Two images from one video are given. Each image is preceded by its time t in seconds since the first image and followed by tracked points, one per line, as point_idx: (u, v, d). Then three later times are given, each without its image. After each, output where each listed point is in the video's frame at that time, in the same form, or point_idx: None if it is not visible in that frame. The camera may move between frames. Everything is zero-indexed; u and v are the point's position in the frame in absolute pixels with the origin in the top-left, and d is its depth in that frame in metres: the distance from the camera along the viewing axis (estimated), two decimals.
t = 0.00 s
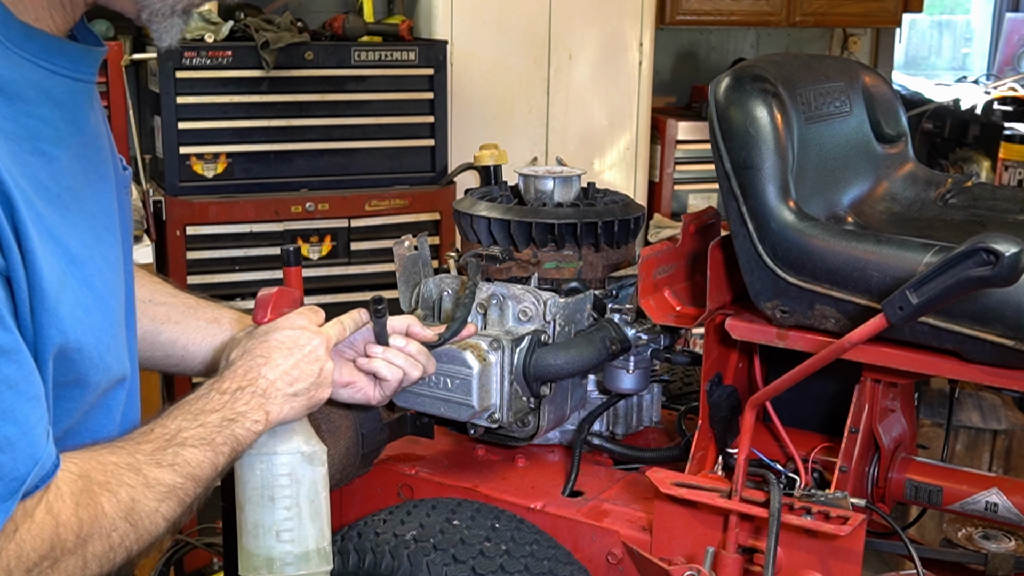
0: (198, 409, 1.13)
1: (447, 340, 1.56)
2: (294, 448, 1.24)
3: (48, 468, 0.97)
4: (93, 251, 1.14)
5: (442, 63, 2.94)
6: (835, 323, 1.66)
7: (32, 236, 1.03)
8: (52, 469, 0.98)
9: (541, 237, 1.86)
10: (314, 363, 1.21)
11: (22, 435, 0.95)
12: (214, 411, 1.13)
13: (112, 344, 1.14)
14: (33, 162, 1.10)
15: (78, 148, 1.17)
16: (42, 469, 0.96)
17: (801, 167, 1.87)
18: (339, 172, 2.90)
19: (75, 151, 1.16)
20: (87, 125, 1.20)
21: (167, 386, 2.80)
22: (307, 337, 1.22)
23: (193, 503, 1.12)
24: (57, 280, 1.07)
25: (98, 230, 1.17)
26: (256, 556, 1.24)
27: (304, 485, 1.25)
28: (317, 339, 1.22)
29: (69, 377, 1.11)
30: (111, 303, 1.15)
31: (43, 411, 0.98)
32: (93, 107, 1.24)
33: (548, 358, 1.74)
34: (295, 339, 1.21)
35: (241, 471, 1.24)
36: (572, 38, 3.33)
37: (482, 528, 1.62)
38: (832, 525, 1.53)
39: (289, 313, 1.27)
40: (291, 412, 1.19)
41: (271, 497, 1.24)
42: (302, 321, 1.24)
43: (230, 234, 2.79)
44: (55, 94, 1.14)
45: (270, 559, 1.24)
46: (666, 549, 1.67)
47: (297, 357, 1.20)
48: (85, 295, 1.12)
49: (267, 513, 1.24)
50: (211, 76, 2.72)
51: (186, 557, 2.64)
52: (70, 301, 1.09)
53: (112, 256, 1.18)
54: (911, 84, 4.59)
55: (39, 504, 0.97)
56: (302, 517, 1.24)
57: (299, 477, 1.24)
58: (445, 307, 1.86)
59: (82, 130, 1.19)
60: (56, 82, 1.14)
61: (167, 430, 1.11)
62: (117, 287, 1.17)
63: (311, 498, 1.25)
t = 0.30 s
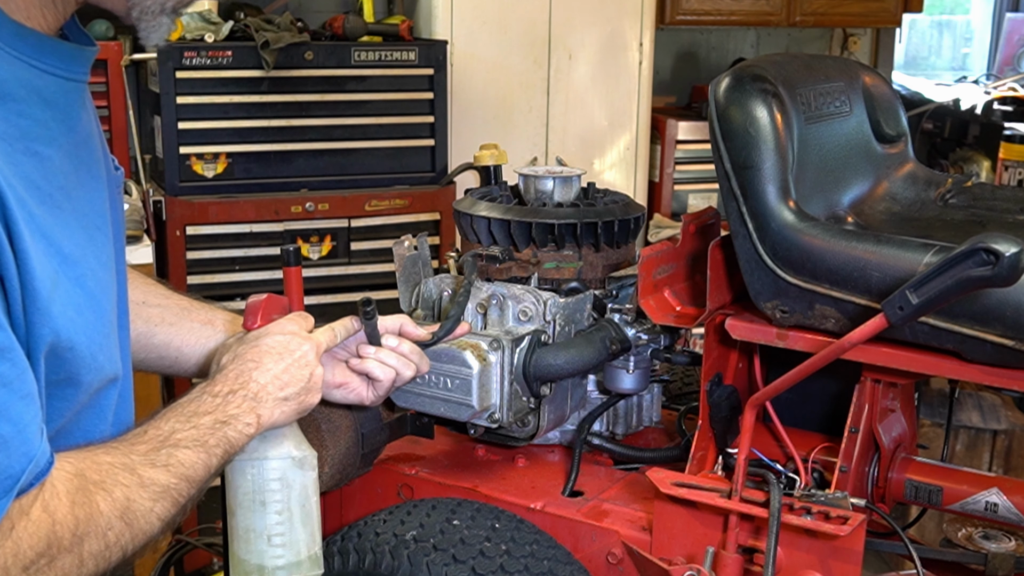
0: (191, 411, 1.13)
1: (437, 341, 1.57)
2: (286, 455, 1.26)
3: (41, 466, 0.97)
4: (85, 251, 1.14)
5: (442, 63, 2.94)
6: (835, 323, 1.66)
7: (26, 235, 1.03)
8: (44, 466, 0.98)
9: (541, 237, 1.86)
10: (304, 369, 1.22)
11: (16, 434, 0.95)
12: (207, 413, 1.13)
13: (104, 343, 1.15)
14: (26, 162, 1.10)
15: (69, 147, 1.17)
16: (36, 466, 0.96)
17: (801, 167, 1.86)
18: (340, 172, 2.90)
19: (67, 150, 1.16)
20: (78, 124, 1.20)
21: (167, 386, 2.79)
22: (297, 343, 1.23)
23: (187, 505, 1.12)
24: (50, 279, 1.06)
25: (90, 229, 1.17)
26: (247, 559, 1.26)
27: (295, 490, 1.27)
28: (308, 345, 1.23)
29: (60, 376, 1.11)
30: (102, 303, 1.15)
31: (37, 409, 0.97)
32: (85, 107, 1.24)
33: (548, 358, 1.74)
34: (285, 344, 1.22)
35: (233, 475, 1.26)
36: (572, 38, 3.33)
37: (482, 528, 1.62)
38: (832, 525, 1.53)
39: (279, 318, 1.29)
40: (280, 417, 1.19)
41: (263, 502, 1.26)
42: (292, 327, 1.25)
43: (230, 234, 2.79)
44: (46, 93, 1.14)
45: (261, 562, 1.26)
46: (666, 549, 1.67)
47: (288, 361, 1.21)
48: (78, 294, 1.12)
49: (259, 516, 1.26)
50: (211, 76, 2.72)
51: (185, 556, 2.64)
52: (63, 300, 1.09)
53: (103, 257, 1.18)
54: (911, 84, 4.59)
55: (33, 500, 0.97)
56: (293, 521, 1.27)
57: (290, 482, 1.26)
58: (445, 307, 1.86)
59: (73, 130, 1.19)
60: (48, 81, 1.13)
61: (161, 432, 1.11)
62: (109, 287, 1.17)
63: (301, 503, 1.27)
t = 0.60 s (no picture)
0: (178, 431, 1.01)
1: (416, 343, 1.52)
2: (279, 471, 1.16)
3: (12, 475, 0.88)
4: (71, 244, 1.08)
5: (442, 63, 2.94)
6: (835, 323, 1.66)
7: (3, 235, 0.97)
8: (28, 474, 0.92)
9: (541, 237, 1.86)
10: (303, 389, 1.11)
11: None
12: (195, 435, 1.02)
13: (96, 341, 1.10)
14: (8, 154, 1.04)
15: (54, 136, 1.11)
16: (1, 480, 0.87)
17: (801, 167, 1.86)
18: (340, 172, 2.90)
19: (52, 142, 1.10)
20: (66, 116, 1.15)
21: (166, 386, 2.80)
22: (298, 358, 1.12)
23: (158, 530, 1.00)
24: (30, 275, 1.01)
25: (78, 224, 1.11)
26: None
27: (285, 508, 1.17)
28: (311, 363, 1.13)
29: (53, 376, 1.07)
30: (91, 299, 1.09)
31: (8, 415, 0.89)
32: (73, 99, 1.19)
33: (548, 358, 1.74)
34: (285, 359, 1.11)
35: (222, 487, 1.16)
36: (571, 38, 3.33)
37: (482, 528, 1.62)
38: (832, 525, 1.53)
39: (289, 331, 1.14)
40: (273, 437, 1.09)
41: (250, 518, 1.16)
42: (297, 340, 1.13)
43: (230, 234, 2.79)
44: (26, 83, 1.08)
45: None
46: (666, 549, 1.67)
47: (289, 380, 1.10)
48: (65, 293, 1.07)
49: (245, 532, 1.16)
50: (211, 76, 2.72)
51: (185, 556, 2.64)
52: (46, 297, 1.04)
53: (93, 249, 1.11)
54: (911, 84, 4.59)
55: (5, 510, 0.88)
56: (281, 539, 1.18)
57: (281, 500, 1.16)
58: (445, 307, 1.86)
59: (59, 121, 1.13)
60: (32, 74, 1.09)
61: (143, 450, 0.99)
62: (99, 283, 1.11)
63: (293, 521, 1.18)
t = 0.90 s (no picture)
0: (189, 434, 1.04)
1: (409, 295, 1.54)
2: (285, 481, 1.22)
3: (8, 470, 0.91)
4: (74, 227, 1.08)
5: (442, 63, 2.94)
6: (835, 323, 1.66)
7: None
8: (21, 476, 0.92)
9: (541, 237, 1.86)
10: (324, 403, 1.13)
11: None
12: (206, 439, 1.04)
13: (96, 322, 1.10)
14: (13, 136, 1.02)
15: (53, 122, 1.10)
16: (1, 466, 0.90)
17: (801, 167, 1.86)
18: (340, 172, 2.90)
19: (51, 127, 1.08)
20: (55, 100, 1.12)
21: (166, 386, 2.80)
22: (326, 371, 1.13)
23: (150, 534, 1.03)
24: (32, 262, 1.01)
25: (77, 206, 1.09)
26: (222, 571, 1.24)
27: (284, 517, 1.23)
28: (340, 377, 1.14)
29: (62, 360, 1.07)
30: (89, 282, 1.09)
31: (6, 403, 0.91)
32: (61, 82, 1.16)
33: (548, 358, 1.74)
34: (311, 370, 1.12)
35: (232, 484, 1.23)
36: (571, 37, 3.33)
37: (482, 528, 1.62)
38: (832, 525, 1.53)
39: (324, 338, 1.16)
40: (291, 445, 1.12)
41: (249, 518, 1.23)
42: (327, 351, 1.14)
43: (230, 234, 2.79)
44: (25, 71, 1.05)
45: None
46: (666, 549, 1.67)
47: (313, 395, 1.12)
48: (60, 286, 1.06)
49: (242, 532, 1.23)
50: (211, 76, 2.72)
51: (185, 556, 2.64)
52: (49, 281, 1.04)
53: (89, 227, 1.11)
54: (911, 84, 4.59)
55: None
56: (276, 544, 1.24)
57: (282, 509, 1.23)
58: (445, 307, 1.86)
59: (51, 106, 1.10)
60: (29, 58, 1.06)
61: (146, 451, 1.02)
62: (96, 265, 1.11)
63: (289, 532, 1.24)
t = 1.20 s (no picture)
0: (297, 318, 0.98)
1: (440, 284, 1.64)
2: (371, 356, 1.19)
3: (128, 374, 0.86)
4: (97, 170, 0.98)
5: (442, 63, 2.94)
6: (835, 322, 1.66)
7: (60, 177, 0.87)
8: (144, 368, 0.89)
9: (541, 237, 1.86)
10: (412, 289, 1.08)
11: (101, 352, 0.83)
12: (314, 322, 0.98)
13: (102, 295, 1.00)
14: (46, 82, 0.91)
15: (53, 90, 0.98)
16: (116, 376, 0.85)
17: (801, 167, 1.86)
18: (339, 172, 2.90)
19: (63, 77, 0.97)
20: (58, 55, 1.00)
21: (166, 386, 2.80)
22: (411, 256, 1.06)
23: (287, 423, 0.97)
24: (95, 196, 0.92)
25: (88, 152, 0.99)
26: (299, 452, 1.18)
27: (364, 394, 1.19)
28: (423, 262, 1.07)
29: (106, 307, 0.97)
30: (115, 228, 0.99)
31: (113, 319, 0.85)
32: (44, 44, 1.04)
33: (548, 358, 1.74)
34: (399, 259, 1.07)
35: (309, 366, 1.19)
36: (572, 38, 3.33)
37: (482, 528, 1.62)
38: (832, 525, 1.53)
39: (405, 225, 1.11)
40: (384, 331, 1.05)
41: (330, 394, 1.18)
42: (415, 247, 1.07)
43: (229, 234, 2.79)
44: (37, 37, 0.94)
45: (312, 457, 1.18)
46: (666, 549, 1.67)
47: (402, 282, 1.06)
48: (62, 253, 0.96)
49: (322, 407, 1.18)
50: (211, 76, 2.72)
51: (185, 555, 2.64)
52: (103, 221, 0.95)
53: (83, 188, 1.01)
54: (911, 84, 4.59)
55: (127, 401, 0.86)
56: (353, 425, 1.19)
57: (362, 389, 1.19)
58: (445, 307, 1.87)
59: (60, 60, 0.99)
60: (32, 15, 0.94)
61: (261, 338, 0.96)
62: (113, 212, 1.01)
63: (366, 413, 1.20)
